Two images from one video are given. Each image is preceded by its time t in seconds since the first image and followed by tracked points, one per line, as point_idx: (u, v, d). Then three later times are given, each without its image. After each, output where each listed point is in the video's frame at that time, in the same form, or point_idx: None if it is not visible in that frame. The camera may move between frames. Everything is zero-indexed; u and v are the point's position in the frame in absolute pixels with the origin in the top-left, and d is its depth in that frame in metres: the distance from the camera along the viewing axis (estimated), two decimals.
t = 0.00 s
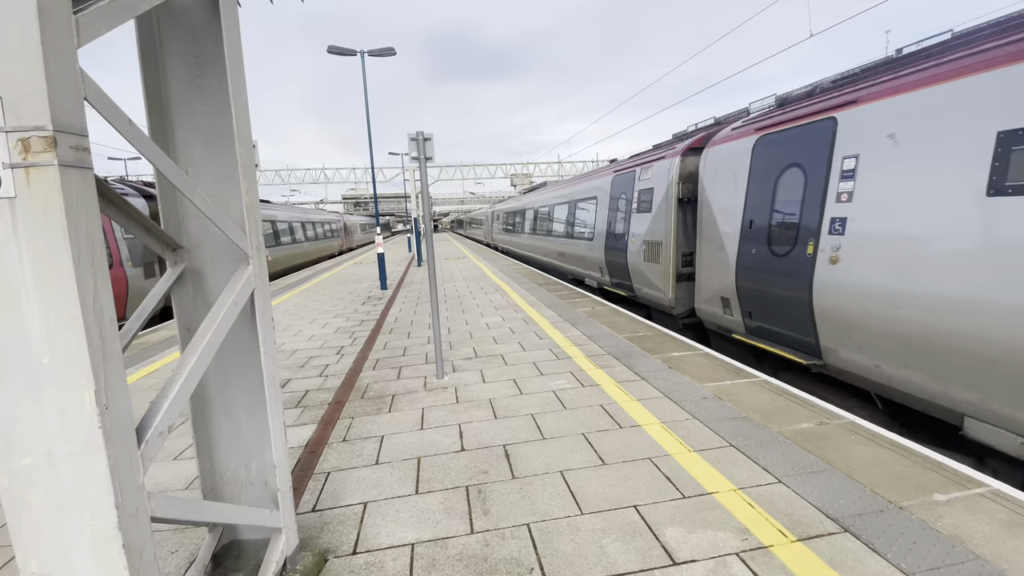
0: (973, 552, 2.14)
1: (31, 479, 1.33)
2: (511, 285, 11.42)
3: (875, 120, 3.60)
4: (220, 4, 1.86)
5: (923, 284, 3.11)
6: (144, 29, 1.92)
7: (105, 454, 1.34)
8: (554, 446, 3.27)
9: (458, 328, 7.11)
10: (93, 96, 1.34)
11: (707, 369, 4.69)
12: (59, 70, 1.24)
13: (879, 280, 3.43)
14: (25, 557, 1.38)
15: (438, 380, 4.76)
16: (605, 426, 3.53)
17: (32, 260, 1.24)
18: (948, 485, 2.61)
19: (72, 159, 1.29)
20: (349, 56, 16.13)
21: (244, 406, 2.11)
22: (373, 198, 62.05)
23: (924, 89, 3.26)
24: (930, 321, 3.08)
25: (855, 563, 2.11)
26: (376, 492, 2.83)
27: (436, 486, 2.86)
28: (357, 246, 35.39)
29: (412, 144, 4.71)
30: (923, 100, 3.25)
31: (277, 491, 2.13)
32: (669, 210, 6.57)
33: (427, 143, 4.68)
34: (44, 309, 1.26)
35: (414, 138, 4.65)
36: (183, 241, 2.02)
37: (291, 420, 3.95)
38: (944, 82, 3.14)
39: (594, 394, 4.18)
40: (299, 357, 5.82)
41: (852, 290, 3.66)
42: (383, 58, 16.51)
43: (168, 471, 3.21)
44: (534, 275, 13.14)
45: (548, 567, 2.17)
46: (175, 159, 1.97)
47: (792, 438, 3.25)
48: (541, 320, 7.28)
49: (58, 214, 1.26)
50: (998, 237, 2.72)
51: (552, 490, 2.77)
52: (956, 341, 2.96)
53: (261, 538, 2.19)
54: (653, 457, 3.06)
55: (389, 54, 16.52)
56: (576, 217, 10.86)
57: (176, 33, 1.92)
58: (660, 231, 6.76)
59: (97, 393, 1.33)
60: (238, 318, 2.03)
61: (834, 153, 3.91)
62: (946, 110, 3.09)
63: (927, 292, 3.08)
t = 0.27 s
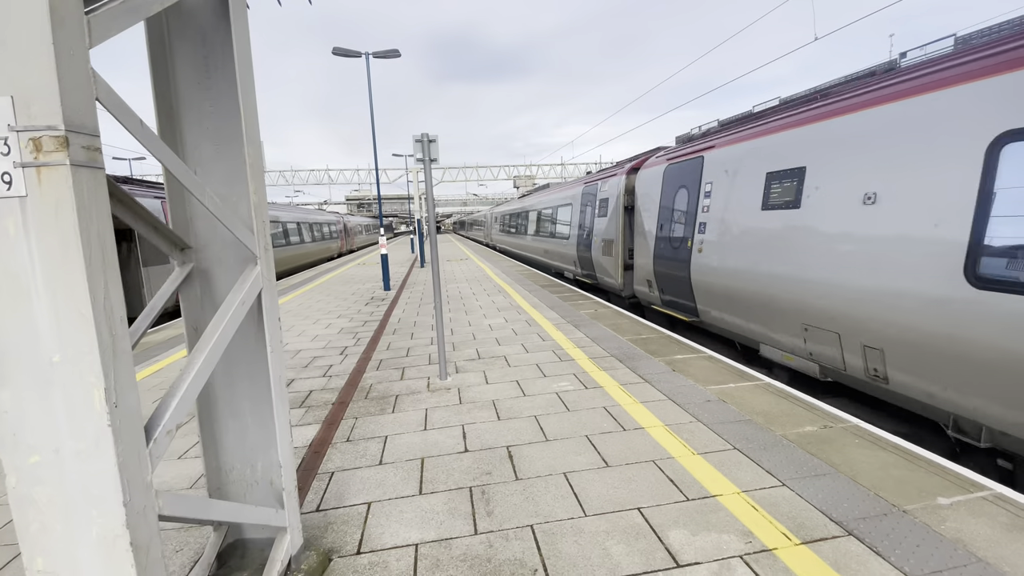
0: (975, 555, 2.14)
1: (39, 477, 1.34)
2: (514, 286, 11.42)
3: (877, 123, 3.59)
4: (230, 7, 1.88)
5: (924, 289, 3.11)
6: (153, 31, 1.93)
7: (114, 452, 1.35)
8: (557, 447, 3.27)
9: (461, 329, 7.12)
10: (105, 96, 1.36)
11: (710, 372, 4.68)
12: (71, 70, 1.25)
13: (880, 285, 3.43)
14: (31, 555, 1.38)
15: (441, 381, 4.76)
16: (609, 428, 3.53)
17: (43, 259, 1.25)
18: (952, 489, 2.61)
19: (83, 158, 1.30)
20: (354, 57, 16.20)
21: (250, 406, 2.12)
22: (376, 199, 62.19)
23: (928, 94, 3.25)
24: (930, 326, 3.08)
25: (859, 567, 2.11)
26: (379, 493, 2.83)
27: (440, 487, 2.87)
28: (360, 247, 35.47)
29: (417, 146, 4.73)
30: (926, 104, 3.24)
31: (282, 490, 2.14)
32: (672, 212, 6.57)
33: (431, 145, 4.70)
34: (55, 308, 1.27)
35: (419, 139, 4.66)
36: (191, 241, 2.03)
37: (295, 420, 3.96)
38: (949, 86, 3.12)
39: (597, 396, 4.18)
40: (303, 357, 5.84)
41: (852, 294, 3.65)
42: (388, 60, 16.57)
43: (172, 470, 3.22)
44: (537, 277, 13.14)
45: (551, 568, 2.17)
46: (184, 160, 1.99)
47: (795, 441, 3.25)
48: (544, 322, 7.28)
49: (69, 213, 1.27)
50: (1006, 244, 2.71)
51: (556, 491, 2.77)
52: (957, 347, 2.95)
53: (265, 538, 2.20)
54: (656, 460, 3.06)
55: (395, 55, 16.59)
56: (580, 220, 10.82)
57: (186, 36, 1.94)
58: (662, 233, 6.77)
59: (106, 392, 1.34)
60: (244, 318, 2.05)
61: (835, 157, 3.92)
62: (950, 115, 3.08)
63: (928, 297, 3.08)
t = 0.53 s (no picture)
0: (979, 560, 2.13)
1: (47, 475, 1.36)
2: (518, 288, 11.42)
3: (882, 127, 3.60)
4: (238, 9, 1.90)
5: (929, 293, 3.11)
6: (162, 34, 1.96)
7: (121, 451, 1.36)
8: (560, 450, 3.27)
9: (465, 330, 7.13)
10: (114, 98, 1.37)
11: (714, 375, 4.68)
12: (81, 73, 1.27)
13: (884, 288, 3.42)
14: (38, 553, 1.40)
15: (444, 382, 4.77)
16: (612, 431, 3.53)
17: (53, 259, 1.27)
18: (957, 494, 2.59)
19: (93, 160, 1.32)
20: (359, 59, 16.24)
21: (255, 406, 2.13)
22: (380, 201, 62.35)
23: (932, 97, 3.24)
24: (933, 331, 3.08)
25: (862, 571, 2.10)
26: (383, 493, 2.84)
27: (442, 488, 2.87)
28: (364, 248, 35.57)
29: (422, 148, 4.74)
30: (931, 107, 3.23)
31: (286, 490, 2.15)
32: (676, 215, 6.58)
33: (436, 147, 4.71)
34: (64, 307, 1.29)
35: (424, 141, 4.68)
36: (198, 242, 2.05)
37: (299, 420, 3.98)
38: (953, 90, 3.12)
39: (601, 398, 4.18)
40: (307, 358, 5.86)
41: (855, 297, 3.65)
42: (393, 62, 16.62)
43: (177, 469, 3.24)
44: (540, 279, 13.14)
45: (554, 570, 2.17)
46: (192, 161, 2.00)
47: (799, 445, 3.24)
48: (547, 324, 7.28)
49: (79, 214, 1.28)
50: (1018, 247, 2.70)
51: (559, 493, 2.77)
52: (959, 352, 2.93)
53: (269, 537, 2.20)
54: (659, 462, 3.05)
55: (399, 57, 16.62)
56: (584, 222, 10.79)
57: (194, 39, 1.96)
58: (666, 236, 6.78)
59: (114, 391, 1.35)
60: (250, 319, 2.06)
61: (839, 160, 3.92)
62: (954, 119, 3.08)
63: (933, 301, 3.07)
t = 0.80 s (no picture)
0: (982, 564, 2.11)
1: (48, 475, 1.36)
2: (519, 289, 11.41)
3: (884, 128, 3.59)
4: (239, 11, 1.90)
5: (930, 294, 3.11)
6: (164, 35, 1.97)
7: (122, 451, 1.36)
8: (561, 451, 3.27)
9: (466, 332, 7.13)
10: (116, 99, 1.38)
11: (715, 376, 4.67)
12: (82, 74, 1.27)
13: (885, 289, 3.42)
14: (38, 553, 1.40)
15: (445, 383, 4.76)
16: (613, 432, 3.52)
17: (54, 260, 1.27)
18: (959, 497, 2.58)
19: (95, 160, 1.32)
20: (361, 61, 16.28)
21: (256, 407, 2.13)
22: (382, 201, 62.46)
23: (935, 98, 3.24)
24: (933, 331, 3.08)
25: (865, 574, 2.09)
26: (383, 494, 2.84)
27: (443, 489, 2.87)
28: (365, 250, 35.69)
29: (423, 149, 4.75)
30: (932, 109, 3.23)
31: (286, 490, 2.15)
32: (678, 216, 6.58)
33: (437, 148, 4.72)
34: (66, 308, 1.29)
35: (425, 142, 4.68)
36: (199, 242, 2.05)
37: (300, 421, 3.98)
38: (955, 91, 3.11)
39: (602, 399, 4.17)
40: (308, 358, 5.86)
41: (856, 299, 3.65)
42: (395, 64, 16.66)
43: (178, 470, 3.25)
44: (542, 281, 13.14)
45: (554, 572, 2.16)
46: (193, 162, 2.01)
47: (800, 447, 3.23)
48: (548, 325, 7.28)
49: (80, 215, 1.29)
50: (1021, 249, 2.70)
51: (559, 495, 2.76)
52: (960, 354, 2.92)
53: (269, 538, 2.20)
54: (660, 464, 3.05)
55: (401, 58, 16.65)
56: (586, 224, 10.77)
57: (195, 40, 1.96)
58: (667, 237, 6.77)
59: (115, 391, 1.35)
60: (251, 319, 2.06)
61: (841, 162, 3.92)
62: (956, 120, 3.07)
63: (933, 302, 3.07)
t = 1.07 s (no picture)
0: (985, 566, 2.10)
1: (45, 476, 1.35)
2: (520, 290, 11.40)
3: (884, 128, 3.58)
4: (238, 11, 1.90)
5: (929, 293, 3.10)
6: (163, 35, 1.96)
7: (119, 452, 1.36)
8: (562, 452, 3.26)
9: (467, 332, 7.12)
10: (114, 99, 1.37)
11: (716, 377, 4.66)
12: (80, 74, 1.26)
13: (886, 289, 3.42)
14: (36, 554, 1.39)
15: (445, 384, 4.76)
16: (613, 433, 3.51)
17: (52, 260, 1.27)
18: (961, 498, 2.57)
19: (93, 161, 1.31)
20: (361, 61, 16.28)
21: (255, 407, 2.13)
22: (383, 202, 62.52)
23: (935, 98, 3.23)
24: (931, 331, 3.08)
25: None
26: (383, 495, 2.83)
27: (443, 491, 2.86)
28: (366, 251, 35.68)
29: (423, 149, 4.75)
30: (933, 108, 3.22)
31: (286, 491, 2.14)
32: (679, 216, 6.57)
33: (437, 148, 4.71)
34: (63, 308, 1.29)
35: (425, 142, 4.68)
36: (199, 243, 2.05)
37: (300, 422, 3.97)
38: (956, 91, 3.10)
39: (602, 400, 4.16)
40: (308, 359, 5.85)
41: (855, 300, 3.65)
42: (395, 64, 16.66)
43: (178, 471, 3.24)
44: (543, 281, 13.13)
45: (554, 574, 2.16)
46: (192, 162, 2.00)
47: (801, 448, 3.22)
48: (549, 326, 7.27)
49: (77, 215, 1.28)
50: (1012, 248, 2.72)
51: (559, 496, 2.75)
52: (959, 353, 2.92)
53: (268, 539, 2.19)
54: (661, 465, 3.04)
55: (402, 59, 16.65)
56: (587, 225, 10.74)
57: (194, 40, 1.96)
58: (669, 237, 6.76)
59: (113, 392, 1.35)
60: (250, 319, 2.06)
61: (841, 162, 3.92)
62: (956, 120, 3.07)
63: (932, 301, 3.07)
